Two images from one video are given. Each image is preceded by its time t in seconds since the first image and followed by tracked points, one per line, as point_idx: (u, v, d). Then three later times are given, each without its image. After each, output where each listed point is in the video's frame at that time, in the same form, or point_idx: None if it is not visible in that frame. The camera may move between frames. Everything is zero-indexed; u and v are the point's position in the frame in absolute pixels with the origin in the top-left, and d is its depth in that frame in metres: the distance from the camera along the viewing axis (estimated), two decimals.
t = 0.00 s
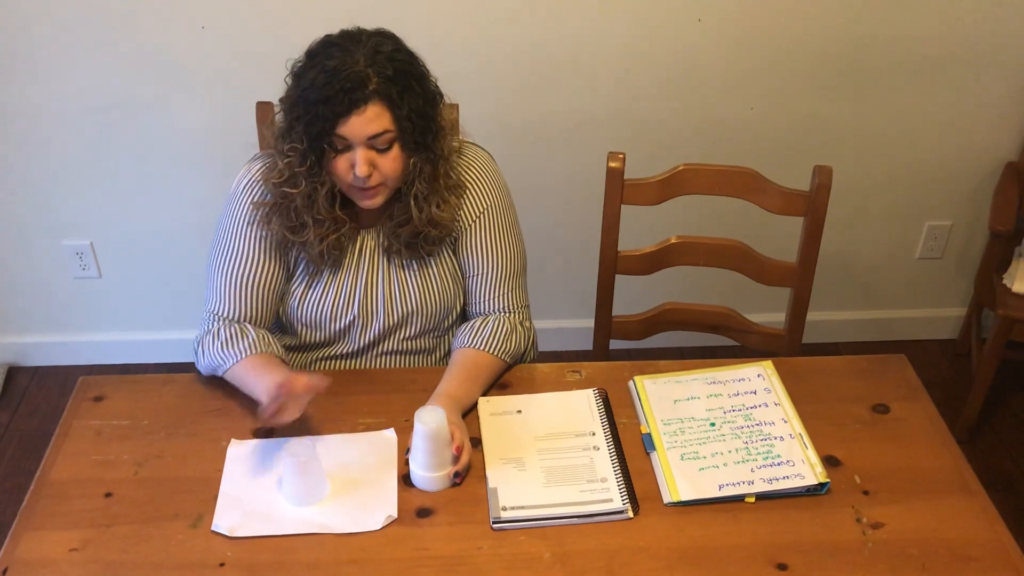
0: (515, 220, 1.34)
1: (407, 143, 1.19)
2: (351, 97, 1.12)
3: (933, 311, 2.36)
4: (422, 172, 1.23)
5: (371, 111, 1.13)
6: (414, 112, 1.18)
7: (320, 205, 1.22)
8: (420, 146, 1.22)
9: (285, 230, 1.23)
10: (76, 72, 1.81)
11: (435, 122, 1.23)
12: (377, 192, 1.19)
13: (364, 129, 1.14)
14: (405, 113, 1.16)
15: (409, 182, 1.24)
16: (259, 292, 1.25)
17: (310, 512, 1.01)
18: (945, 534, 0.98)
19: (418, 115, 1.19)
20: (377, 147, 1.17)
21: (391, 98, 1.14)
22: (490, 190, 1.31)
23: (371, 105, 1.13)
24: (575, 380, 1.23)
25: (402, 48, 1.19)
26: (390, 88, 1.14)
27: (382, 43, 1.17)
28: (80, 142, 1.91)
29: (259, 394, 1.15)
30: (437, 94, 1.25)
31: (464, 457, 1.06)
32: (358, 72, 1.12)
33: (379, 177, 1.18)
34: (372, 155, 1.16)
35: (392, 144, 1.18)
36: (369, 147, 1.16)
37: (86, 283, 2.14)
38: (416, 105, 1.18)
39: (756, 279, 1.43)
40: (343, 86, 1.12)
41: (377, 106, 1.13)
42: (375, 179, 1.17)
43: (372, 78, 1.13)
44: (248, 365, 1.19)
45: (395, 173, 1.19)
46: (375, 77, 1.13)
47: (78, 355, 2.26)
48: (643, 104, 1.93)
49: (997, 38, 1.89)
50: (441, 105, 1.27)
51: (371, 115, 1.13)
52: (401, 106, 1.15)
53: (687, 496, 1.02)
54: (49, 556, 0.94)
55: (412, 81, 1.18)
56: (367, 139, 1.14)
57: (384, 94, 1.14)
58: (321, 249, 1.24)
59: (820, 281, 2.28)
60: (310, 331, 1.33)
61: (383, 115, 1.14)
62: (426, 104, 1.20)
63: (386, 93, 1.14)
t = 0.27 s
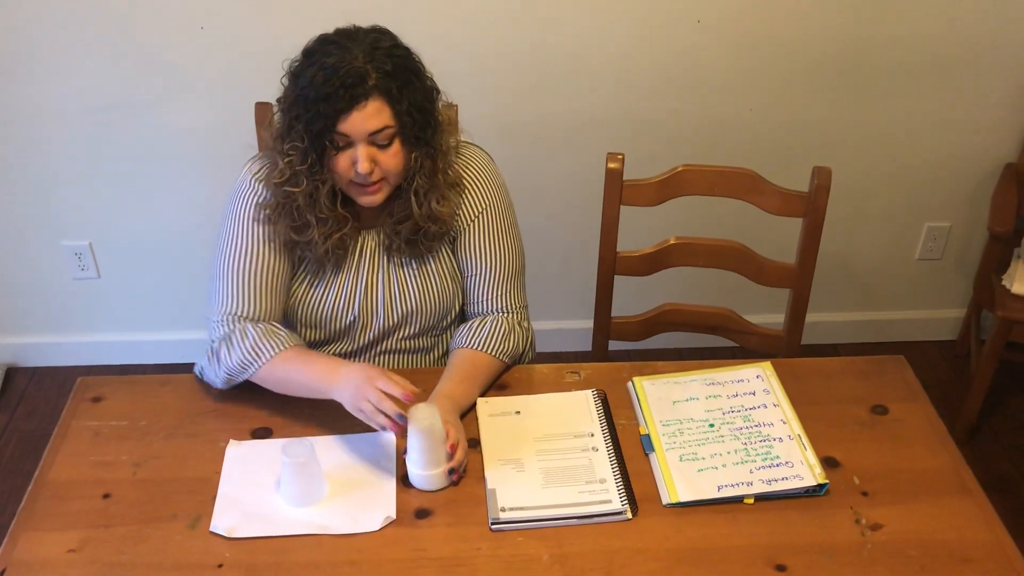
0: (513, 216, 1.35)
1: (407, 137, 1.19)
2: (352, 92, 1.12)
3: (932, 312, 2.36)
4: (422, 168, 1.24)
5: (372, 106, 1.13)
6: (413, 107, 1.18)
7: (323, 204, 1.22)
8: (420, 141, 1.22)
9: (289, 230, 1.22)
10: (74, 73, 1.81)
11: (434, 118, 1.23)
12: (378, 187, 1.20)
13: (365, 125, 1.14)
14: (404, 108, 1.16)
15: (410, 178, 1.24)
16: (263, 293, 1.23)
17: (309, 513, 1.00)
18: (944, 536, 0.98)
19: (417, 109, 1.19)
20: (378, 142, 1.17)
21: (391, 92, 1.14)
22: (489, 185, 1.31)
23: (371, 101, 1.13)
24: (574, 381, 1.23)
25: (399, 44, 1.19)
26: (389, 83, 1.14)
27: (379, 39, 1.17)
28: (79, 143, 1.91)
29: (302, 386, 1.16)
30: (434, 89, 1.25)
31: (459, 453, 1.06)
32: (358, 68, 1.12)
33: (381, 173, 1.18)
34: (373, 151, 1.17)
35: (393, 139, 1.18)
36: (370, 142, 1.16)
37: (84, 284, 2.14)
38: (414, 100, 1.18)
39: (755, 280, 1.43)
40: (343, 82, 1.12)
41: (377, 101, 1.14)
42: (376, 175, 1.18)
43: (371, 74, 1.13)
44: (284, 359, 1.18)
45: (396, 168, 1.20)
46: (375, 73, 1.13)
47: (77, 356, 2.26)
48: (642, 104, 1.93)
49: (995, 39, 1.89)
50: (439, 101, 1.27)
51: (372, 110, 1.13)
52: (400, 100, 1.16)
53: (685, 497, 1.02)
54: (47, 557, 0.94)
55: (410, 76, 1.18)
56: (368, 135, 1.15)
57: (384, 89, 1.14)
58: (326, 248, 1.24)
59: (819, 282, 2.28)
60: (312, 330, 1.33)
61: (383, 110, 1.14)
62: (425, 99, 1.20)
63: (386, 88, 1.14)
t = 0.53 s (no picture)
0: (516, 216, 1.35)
1: (414, 139, 1.20)
2: (360, 93, 1.12)
3: (930, 314, 2.36)
4: (429, 168, 1.24)
5: (379, 107, 1.14)
6: (420, 108, 1.18)
7: (331, 206, 1.22)
8: (426, 142, 1.22)
9: (297, 233, 1.22)
10: (71, 75, 1.81)
11: (439, 118, 1.24)
12: (385, 190, 1.20)
13: (374, 126, 1.14)
14: (412, 108, 1.17)
15: (416, 179, 1.24)
16: (270, 296, 1.22)
17: (306, 516, 1.00)
18: (942, 538, 0.98)
19: (424, 110, 1.19)
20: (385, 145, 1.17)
21: (398, 93, 1.15)
22: (492, 186, 1.32)
23: (379, 101, 1.14)
24: (572, 383, 1.23)
25: (404, 45, 1.19)
26: (397, 84, 1.15)
27: (384, 40, 1.17)
28: (76, 145, 1.91)
29: (313, 382, 1.13)
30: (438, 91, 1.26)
31: (455, 451, 1.07)
32: (365, 69, 1.12)
33: (388, 175, 1.19)
34: (380, 153, 1.17)
35: (400, 141, 1.18)
36: (378, 144, 1.16)
37: (81, 287, 2.14)
38: (421, 100, 1.18)
39: (753, 283, 1.43)
40: (351, 83, 1.12)
41: (384, 102, 1.14)
42: (383, 177, 1.18)
43: (379, 75, 1.13)
44: (293, 353, 1.15)
45: (403, 171, 1.20)
46: (382, 74, 1.14)
47: (74, 358, 2.25)
48: (639, 106, 1.93)
49: (992, 42, 1.90)
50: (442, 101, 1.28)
51: (379, 111, 1.14)
52: (408, 101, 1.16)
53: (683, 499, 1.02)
54: (42, 560, 0.93)
55: (416, 77, 1.18)
56: (376, 137, 1.15)
57: (391, 90, 1.14)
58: (335, 251, 1.24)
59: (816, 284, 2.29)
60: (318, 333, 1.33)
61: (390, 111, 1.15)
62: (431, 100, 1.21)
63: (394, 89, 1.14)
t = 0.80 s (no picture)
0: (515, 218, 1.35)
1: (416, 142, 1.19)
2: (363, 96, 1.12)
3: (928, 315, 2.36)
4: (429, 172, 1.24)
5: (382, 110, 1.13)
6: (422, 111, 1.18)
7: (331, 207, 1.21)
8: (427, 145, 1.22)
9: (297, 235, 1.22)
10: (69, 76, 1.81)
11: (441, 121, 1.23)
12: (385, 194, 1.21)
13: (376, 130, 1.14)
14: (414, 112, 1.17)
15: (416, 182, 1.24)
16: (270, 297, 1.22)
17: (304, 519, 1.00)
18: (941, 540, 0.98)
19: (426, 113, 1.19)
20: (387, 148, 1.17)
21: (401, 96, 1.15)
22: (492, 188, 1.32)
23: (381, 104, 1.13)
24: (570, 386, 1.23)
25: (406, 48, 1.18)
26: (399, 87, 1.14)
27: (387, 42, 1.17)
28: (73, 147, 1.90)
29: (302, 373, 1.12)
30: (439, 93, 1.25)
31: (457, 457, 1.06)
32: (368, 72, 1.12)
33: (388, 178, 1.19)
34: (381, 156, 1.17)
35: (401, 144, 1.18)
36: (379, 147, 1.16)
37: (78, 289, 2.13)
38: (423, 104, 1.18)
39: (751, 284, 1.43)
40: (354, 85, 1.11)
41: (387, 106, 1.14)
42: (384, 180, 1.18)
43: (381, 78, 1.13)
44: (281, 347, 1.15)
45: (403, 174, 1.20)
46: (385, 77, 1.13)
47: (72, 361, 2.25)
48: (637, 108, 1.93)
49: (989, 43, 1.90)
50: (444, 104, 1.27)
51: (382, 115, 1.13)
52: (411, 104, 1.16)
53: (682, 502, 1.02)
54: (40, 565, 0.93)
55: (418, 80, 1.18)
56: (378, 140, 1.15)
57: (394, 93, 1.14)
58: (334, 252, 1.24)
59: (814, 286, 2.29)
60: (316, 334, 1.33)
61: (393, 115, 1.15)
62: (433, 103, 1.20)
63: (396, 92, 1.14)
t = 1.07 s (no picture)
0: (512, 223, 1.34)
1: (408, 146, 1.20)
2: (355, 97, 1.12)
3: (927, 316, 2.36)
4: (423, 177, 1.24)
5: (373, 113, 1.13)
6: (416, 114, 1.18)
7: (322, 206, 1.22)
8: (422, 150, 1.22)
9: (289, 234, 1.22)
10: (69, 78, 1.81)
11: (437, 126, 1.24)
12: (375, 198, 1.21)
13: (366, 132, 1.14)
14: (407, 116, 1.17)
15: (410, 186, 1.24)
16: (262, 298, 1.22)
17: (304, 521, 1.00)
18: (941, 542, 0.98)
19: (421, 117, 1.19)
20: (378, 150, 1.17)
21: (395, 100, 1.15)
22: (489, 193, 1.32)
23: (373, 106, 1.13)
24: (569, 388, 1.23)
25: (404, 52, 1.19)
26: (394, 90, 1.14)
27: (385, 46, 1.17)
28: (72, 149, 1.90)
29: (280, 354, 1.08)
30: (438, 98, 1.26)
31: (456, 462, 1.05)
32: (363, 74, 1.13)
33: (378, 181, 1.18)
34: (372, 158, 1.17)
35: (394, 147, 1.18)
36: (370, 149, 1.16)
37: (78, 291, 2.13)
38: (418, 108, 1.18)
39: (750, 286, 1.43)
40: (347, 86, 1.12)
41: (379, 108, 1.14)
42: (374, 182, 1.18)
43: (375, 80, 1.13)
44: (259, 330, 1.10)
45: (394, 177, 1.20)
46: (380, 79, 1.14)
47: (71, 363, 2.25)
48: (636, 109, 1.93)
49: (987, 44, 1.90)
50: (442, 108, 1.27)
51: (373, 117, 1.13)
52: (404, 107, 1.16)
53: (681, 504, 1.02)
54: (39, 568, 0.93)
55: (415, 84, 1.18)
56: (369, 142, 1.15)
57: (387, 96, 1.14)
58: (326, 252, 1.24)
59: (814, 287, 2.29)
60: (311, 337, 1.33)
61: (385, 117, 1.15)
62: (429, 107, 1.21)
63: (390, 95, 1.14)
